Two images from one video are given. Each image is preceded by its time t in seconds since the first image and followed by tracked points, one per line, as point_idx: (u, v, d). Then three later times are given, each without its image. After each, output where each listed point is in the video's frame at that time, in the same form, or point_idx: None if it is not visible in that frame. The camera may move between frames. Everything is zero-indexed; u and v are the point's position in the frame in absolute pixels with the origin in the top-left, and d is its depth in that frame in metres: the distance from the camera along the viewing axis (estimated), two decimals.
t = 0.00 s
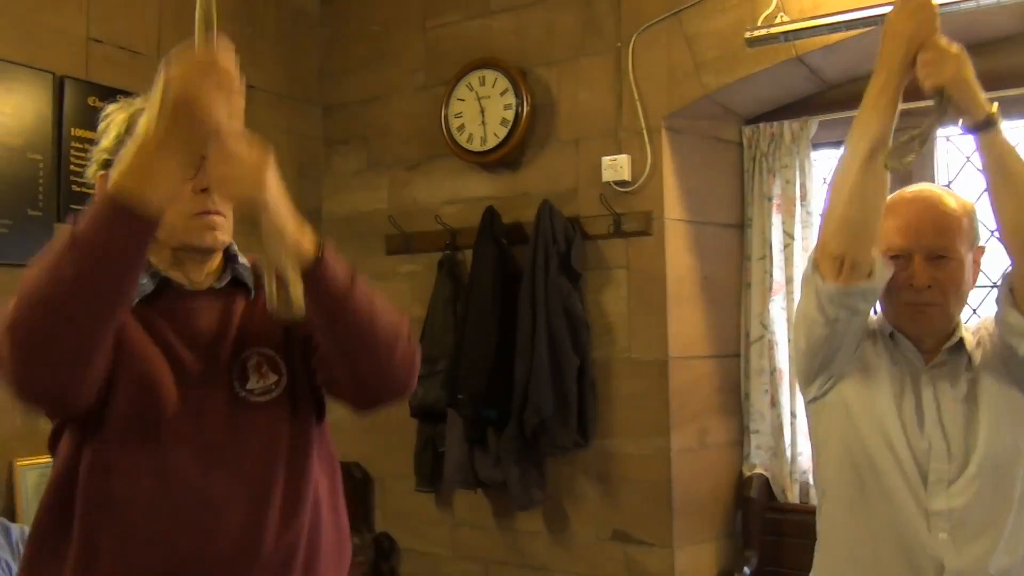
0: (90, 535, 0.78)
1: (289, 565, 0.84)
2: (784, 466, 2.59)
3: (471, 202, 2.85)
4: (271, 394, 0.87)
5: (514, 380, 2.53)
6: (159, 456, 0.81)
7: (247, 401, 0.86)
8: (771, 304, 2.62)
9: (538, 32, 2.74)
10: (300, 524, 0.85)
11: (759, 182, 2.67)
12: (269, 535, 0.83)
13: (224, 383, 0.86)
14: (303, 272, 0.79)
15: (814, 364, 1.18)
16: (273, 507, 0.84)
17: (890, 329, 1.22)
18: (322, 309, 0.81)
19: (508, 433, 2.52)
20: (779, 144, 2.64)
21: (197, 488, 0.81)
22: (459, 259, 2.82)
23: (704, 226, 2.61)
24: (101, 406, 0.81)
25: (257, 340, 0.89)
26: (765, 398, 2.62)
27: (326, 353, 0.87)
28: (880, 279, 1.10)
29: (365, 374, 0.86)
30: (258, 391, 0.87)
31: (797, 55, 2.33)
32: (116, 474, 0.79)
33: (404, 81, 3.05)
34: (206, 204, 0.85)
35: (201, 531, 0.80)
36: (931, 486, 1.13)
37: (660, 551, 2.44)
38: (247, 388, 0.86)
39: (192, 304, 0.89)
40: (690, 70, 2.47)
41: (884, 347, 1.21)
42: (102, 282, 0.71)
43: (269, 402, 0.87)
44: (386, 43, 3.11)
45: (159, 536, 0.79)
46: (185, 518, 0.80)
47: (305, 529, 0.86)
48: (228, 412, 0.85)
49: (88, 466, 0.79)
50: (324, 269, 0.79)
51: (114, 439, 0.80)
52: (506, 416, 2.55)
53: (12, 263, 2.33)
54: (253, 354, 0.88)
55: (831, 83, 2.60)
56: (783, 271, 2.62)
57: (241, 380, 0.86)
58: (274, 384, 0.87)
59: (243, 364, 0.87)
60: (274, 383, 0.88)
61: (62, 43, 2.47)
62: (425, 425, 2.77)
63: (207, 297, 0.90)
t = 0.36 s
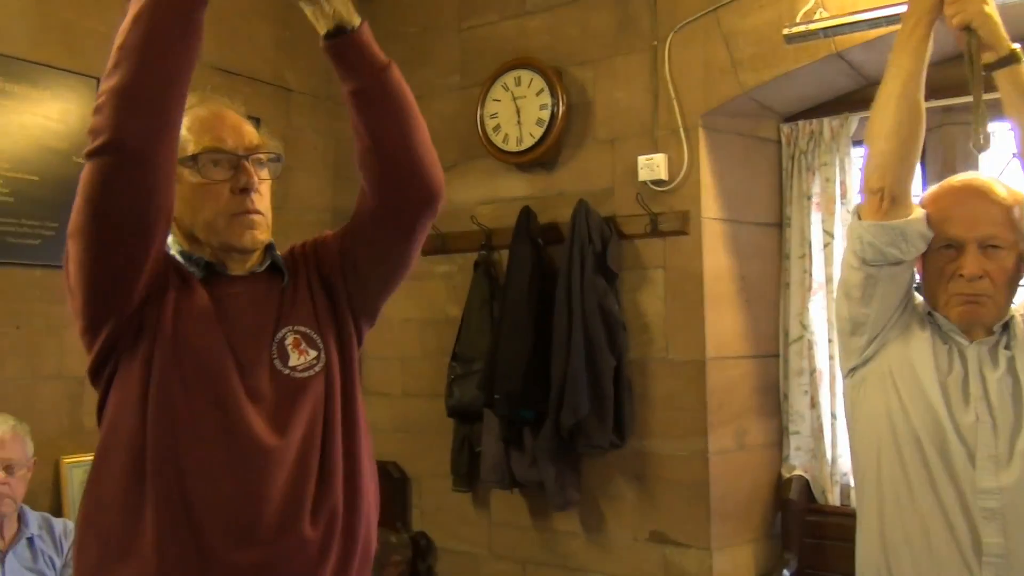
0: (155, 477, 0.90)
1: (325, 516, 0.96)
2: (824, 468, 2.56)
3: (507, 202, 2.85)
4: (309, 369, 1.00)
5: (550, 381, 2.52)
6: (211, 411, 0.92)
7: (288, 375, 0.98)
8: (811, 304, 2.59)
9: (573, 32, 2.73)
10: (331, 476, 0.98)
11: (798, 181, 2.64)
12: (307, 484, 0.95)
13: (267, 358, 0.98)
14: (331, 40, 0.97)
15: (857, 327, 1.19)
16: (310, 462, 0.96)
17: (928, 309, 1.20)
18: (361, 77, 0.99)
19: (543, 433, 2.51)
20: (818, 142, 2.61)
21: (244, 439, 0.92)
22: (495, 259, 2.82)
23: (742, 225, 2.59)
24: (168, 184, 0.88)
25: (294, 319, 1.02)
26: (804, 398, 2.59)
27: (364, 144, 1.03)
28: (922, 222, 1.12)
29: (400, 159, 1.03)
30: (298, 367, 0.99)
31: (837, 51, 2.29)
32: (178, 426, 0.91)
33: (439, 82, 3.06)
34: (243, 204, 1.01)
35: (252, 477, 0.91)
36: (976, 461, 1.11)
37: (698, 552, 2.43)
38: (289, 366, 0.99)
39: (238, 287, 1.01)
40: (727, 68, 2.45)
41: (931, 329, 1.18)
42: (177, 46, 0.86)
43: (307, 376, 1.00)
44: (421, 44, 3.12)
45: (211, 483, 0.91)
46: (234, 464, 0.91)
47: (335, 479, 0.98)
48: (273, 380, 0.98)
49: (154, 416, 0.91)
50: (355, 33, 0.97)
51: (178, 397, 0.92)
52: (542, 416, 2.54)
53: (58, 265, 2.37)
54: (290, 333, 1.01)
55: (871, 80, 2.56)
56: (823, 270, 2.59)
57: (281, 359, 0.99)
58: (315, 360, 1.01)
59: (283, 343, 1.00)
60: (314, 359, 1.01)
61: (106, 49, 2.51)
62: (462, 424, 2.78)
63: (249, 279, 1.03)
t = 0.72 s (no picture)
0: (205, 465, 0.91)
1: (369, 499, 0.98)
2: (867, 470, 2.52)
3: (543, 202, 2.85)
4: (351, 360, 1.00)
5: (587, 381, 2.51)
6: (257, 401, 0.93)
7: (330, 366, 0.99)
8: (852, 304, 2.55)
9: (609, 31, 2.72)
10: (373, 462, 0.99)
11: (839, 179, 2.60)
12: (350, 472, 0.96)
13: (310, 349, 0.98)
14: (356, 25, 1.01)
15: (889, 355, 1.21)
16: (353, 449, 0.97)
17: (979, 318, 1.18)
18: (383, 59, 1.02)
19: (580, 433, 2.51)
20: (860, 139, 2.57)
21: (287, 428, 0.93)
22: (532, 259, 2.82)
23: (782, 224, 2.56)
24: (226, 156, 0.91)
25: (335, 312, 1.02)
26: (846, 399, 2.55)
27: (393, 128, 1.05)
28: (975, 283, 1.09)
29: (427, 139, 1.04)
30: (339, 358, 1.00)
31: (879, 47, 2.26)
32: (226, 414, 0.92)
33: (476, 82, 3.07)
34: (289, 204, 1.02)
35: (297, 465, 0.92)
36: None
37: (738, 554, 2.40)
38: (331, 357, 1.00)
39: (281, 278, 1.02)
40: (766, 66, 2.42)
41: (979, 343, 1.17)
42: (242, 27, 0.90)
43: (348, 367, 1.00)
44: (458, 45, 3.13)
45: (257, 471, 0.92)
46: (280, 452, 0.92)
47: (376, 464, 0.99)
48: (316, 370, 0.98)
49: (203, 404, 0.92)
50: (376, 18, 1.02)
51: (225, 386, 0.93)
52: (579, 417, 2.54)
53: (103, 267, 2.42)
54: (331, 325, 1.01)
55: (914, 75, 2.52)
56: (865, 269, 2.55)
57: (322, 350, 0.99)
58: (356, 351, 1.01)
59: (324, 335, 1.00)
60: (354, 351, 1.01)
61: (149, 53, 2.56)
62: (499, 424, 2.78)
63: (292, 271, 1.04)
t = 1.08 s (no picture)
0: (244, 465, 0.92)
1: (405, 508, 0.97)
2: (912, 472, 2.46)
3: (581, 202, 2.84)
4: (389, 364, 1.01)
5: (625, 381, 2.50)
6: (297, 404, 0.93)
7: (368, 370, 0.99)
8: (896, 303, 2.51)
9: (647, 29, 2.71)
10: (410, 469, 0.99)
11: (882, 176, 2.56)
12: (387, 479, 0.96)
13: (349, 354, 0.99)
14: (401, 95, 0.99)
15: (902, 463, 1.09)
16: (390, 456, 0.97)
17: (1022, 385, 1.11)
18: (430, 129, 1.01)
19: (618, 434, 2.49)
20: (903, 136, 2.53)
21: (326, 433, 0.93)
22: (569, 259, 2.82)
23: (823, 222, 2.52)
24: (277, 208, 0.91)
25: (376, 316, 1.03)
26: (890, 401, 2.50)
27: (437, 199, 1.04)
28: None
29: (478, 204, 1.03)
30: (377, 362, 1.00)
31: (923, 41, 2.21)
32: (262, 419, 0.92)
33: (513, 83, 3.07)
34: (330, 210, 1.02)
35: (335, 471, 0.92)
36: None
37: (779, 557, 2.37)
38: (369, 360, 1.00)
39: (325, 282, 1.04)
40: (806, 62, 2.39)
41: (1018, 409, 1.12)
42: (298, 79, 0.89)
43: (386, 371, 1.00)
44: (494, 46, 3.14)
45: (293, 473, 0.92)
46: (317, 454, 0.92)
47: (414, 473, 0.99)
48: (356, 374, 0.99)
49: (244, 408, 0.92)
50: (422, 87, 1.00)
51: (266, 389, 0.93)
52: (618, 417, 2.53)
53: (148, 268, 2.46)
54: (371, 329, 1.02)
55: (959, 70, 2.46)
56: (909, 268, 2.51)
57: (361, 354, 1.00)
58: (394, 356, 1.01)
59: (364, 339, 1.01)
60: (394, 355, 1.02)
61: (192, 58, 2.60)
62: (537, 424, 2.78)
63: (334, 276, 1.05)
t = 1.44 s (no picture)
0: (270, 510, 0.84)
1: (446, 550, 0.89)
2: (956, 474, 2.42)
3: (617, 202, 2.83)
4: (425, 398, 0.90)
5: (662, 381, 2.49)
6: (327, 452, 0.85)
7: (404, 403, 0.90)
8: (940, 303, 2.47)
9: (683, 27, 2.69)
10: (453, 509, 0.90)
11: (925, 173, 2.52)
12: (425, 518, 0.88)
13: (381, 383, 0.89)
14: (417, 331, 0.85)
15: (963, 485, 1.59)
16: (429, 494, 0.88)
17: None
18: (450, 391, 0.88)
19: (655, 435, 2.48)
20: (946, 132, 2.49)
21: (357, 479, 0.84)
22: (605, 259, 2.81)
23: (864, 221, 2.49)
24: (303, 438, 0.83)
25: (416, 346, 0.92)
26: (933, 402, 2.46)
27: (482, 405, 0.97)
28: None
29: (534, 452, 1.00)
30: (413, 397, 0.90)
31: (967, 36, 2.17)
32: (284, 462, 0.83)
33: (548, 83, 3.07)
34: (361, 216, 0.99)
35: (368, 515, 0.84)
36: None
37: (819, 560, 2.34)
38: (404, 392, 0.90)
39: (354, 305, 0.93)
40: (846, 58, 2.36)
41: None
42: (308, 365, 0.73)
43: (424, 405, 0.90)
44: (530, 46, 3.14)
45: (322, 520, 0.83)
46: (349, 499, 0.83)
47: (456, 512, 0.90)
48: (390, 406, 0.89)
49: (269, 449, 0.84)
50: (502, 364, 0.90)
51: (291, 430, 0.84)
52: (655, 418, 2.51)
53: (189, 270, 2.50)
54: (411, 359, 0.91)
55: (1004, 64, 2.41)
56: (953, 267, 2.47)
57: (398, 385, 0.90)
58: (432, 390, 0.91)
59: (402, 369, 0.91)
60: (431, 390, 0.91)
61: (231, 62, 2.63)
62: (573, 425, 2.77)
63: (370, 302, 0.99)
